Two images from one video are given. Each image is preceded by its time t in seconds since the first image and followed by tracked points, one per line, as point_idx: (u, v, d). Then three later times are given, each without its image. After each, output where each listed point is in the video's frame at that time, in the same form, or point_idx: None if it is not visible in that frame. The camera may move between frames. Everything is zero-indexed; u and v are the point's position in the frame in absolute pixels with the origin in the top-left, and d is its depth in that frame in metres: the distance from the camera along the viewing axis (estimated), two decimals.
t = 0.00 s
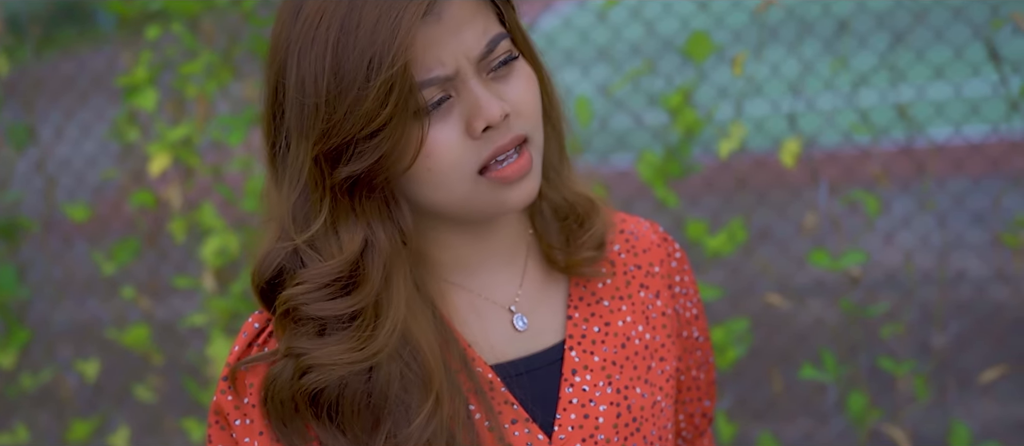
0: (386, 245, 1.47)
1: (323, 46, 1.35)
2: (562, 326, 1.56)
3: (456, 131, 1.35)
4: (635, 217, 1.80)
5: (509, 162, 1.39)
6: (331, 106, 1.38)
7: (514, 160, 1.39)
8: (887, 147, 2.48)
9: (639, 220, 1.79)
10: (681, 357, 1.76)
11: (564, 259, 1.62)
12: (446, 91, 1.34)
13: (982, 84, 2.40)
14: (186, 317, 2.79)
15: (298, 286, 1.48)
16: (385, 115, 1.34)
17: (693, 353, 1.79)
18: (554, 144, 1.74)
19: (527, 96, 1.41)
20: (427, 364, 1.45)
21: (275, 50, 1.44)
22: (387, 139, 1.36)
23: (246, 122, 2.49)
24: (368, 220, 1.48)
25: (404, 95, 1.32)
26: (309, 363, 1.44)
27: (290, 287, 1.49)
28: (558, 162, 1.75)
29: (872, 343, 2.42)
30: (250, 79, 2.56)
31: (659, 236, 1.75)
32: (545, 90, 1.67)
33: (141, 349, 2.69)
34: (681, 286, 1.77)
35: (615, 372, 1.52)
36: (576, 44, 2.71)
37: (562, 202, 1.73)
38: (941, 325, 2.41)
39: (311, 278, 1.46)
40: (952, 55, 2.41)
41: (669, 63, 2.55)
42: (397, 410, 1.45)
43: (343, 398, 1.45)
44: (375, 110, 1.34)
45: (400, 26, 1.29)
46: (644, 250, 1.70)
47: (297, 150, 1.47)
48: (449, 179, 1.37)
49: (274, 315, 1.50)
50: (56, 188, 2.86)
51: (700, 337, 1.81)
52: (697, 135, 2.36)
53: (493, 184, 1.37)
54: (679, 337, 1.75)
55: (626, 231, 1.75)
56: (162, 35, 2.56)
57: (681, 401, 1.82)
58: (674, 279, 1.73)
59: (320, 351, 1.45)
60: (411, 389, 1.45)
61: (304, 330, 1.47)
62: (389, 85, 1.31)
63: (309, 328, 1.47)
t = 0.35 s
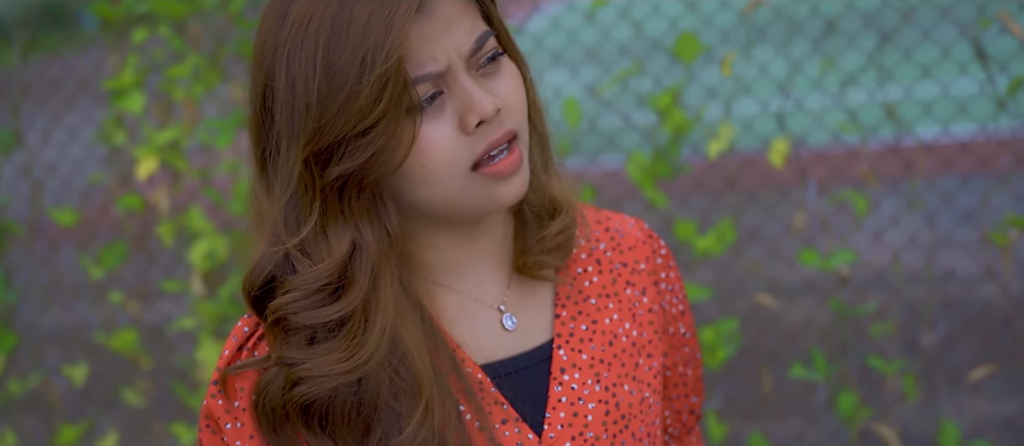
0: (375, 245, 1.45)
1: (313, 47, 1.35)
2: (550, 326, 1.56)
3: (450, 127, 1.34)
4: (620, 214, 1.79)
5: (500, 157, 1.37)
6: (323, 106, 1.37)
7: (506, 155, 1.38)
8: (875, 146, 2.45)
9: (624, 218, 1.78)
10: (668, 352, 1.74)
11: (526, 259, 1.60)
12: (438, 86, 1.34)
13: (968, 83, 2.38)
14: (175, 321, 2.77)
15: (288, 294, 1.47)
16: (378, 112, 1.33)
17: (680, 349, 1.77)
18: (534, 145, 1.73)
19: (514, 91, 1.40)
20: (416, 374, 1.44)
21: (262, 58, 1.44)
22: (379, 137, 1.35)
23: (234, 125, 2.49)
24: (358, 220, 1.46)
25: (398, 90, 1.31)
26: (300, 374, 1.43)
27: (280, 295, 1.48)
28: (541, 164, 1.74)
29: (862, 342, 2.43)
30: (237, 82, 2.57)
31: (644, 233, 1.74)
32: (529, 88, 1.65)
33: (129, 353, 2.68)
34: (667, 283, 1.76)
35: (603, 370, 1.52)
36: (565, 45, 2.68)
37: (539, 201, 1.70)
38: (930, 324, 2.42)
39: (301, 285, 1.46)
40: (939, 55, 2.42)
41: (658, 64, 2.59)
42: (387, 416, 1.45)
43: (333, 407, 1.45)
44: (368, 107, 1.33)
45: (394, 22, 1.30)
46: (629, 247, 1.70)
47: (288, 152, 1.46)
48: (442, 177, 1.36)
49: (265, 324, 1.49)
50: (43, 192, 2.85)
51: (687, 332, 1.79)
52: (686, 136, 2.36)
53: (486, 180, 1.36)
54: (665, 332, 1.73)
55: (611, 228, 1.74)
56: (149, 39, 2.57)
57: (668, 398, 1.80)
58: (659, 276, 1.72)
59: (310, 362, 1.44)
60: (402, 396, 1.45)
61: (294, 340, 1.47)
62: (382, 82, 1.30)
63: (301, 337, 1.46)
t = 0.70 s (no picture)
0: (356, 248, 1.46)
1: (294, 49, 1.32)
2: (532, 328, 1.55)
3: (428, 133, 1.34)
4: (600, 214, 1.78)
5: (479, 161, 1.38)
6: (302, 108, 1.35)
7: (484, 160, 1.38)
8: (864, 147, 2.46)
9: (604, 217, 1.77)
10: (650, 351, 1.74)
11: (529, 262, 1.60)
12: (418, 91, 1.33)
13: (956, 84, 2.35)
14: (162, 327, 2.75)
15: (270, 295, 1.46)
16: (357, 115, 1.31)
17: (662, 349, 1.77)
18: (517, 150, 1.70)
19: (495, 97, 1.39)
20: (398, 372, 1.44)
21: (246, 61, 1.43)
22: (359, 140, 1.34)
23: (221, 130, 2.47)
24: (339, 222, 1.46)
25: (378, 94, 1.30)
26: (285, 374, 1.43)
27: (262, 296, 1.48)
28: (522, 167, 1.71)
29: (851, 344, 2.42)
30: (223, 86, 2.56)
31: (625, 233, 1.73)
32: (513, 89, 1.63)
33: (116, 359, 2.66)
34: (648, 282, 1.75)
35: (586, 369, 1.52)
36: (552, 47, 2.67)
37: (525, 206, 1.71)
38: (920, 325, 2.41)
39: (283, 287, 1.45)
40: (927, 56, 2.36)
41: (648, 65, 2.61)
42: (370, 414, 1.45)
43: (318, 407, 1.45)
44: (348, 110, 1.31)
45: (373, 27, 1.28)
46: (610, 247, 1.70)
47: (269, 155, 1.44)
48: (421, 182, 1.37)
49: (248, 326, 1.48)
50: (27, 197, 2.83)
51: (668, 332, 1.79)
52: (675, 138, 2.36)
53: (464, 185, 1.37)
54: (647, 332, 1.72)
55: (591, 228, 1.73)
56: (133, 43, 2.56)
57: (650, 397, 1.80)
58: (641, 275, 1.72)
59: (294, 363, 1.43)
60: (383, 395, 1.45)
61: (278, 338, 1.46)
62: (362, 85, 1.29)
63: (284, 337, 1.46)
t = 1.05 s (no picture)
0: (345, 250, 1.44)
1: (286, 52, 1.33)
2: (518, 327, 1.56)
3: (420, 135, 1.34)
4: (587, 215, 1.77)
5: (468, 158, 1.37)
6: (294, 110, 1.35)
7: (473, 158, 1.37)
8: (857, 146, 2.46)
9: (591, 218, 1.76)
10: (637, 352, 1.72)
11: (502, 266, 1.59)
12: (410, 94, 1.33)
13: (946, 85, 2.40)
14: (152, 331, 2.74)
15: (259, 297, 1.46)
16: (350, 116, 1.31)
17: (648, 349, 1.76)
18: (503, 152, 1.69)
19: (484, 100, 1.40)
20: (384, 375, 1.42)
21: (235, 62, 1.42)
22: (352, 141, 1.34)
23: (211, 133, 2.48)
24: (328, 224, 1.45)
25: (370, 96, 1.30)
26: (270, 377, 1.43)
27: (251, 299, 1.47)
28: (507, 170, 1.70)
29: (842, 346, 2.43)
30: (213, 90, 2.56)
31: (611, 234, 1.72)
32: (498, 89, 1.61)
33: (105, 364, 2.65)
34: (634, 283, 1.74)
35: (571, 369, 1.51)
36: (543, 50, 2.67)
37: (509, 209, 1.66)
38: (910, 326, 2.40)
39: (271, 289, 1.44)
40: (917, 59, 2.37)
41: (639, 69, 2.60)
42: (356, 416, 1.44)
43: (302, 410, 1.45)
44: (340, 111, 1.32)
45: (366, 29, 1.28)
46: (596, 248, 1.68)
47: (259, 156, 1.44)
48: (410, 183, 1.36)
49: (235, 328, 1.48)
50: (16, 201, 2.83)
51: (655, 332, 1.78)
52: (666, 141, 2.35)
53: (454, 183, 1.36)
54: (633, 332, 1.71)
55: (577, 230, 1.72)
56: (123, 47, 2.56)
57: (637, 397, 1.78)
58: (626, 276, 1.71)
59: (280, 364, 1.43)
60: (369, 397, 1.44)
61: (265, 342, 1.45)
62: (355, 87, 1.29)
63: (271, 340, 1.45)
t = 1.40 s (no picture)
0: (335, 252, 1.44)
1: (278, 55, 1.33)
2: (508, 326, 1.55)
3: (410, 139, 1.33)
4: (577, 215, 1.75)
5: (458, 164, 1.36)
6: (286, 113, 1.35)
7: (462, 164, 1.37)
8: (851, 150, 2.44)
9: (580, 218, 1.74)
10: (627, 351, 1.71)
11: (497, 263, 1.58)
12: (403, 101, 1.33)
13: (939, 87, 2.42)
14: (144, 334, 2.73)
15: (249, 297, 1.45)
16: (341, 121, 1.31)
17: (639, 348, 1.75)
18: (491, 154, 1.65)
19: (473, 105, 1.39)
20: (374, 372, 1.42)
21: (227, 64, 1.42)
22: (342, 145, 1.33)
23: (204, 136, 2.47)
24: (318, 225, 1.45)
25: (362, 100, 1.30)
26: (260, 374, 1.42)
27: (241, 298, 1.46)
28: (497, 171, 1.66)
29: (836, 348, 2.42)
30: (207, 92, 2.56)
31: (601, 234, 1.71)
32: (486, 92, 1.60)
33: (97, 367, 2.63)
34: (623, 283, 1.73)
35: (561, 367, 1.51)
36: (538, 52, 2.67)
37: (501, 211, 1.65)
38: (903, 327, 2.40)
39: (261, 288, 1.44)
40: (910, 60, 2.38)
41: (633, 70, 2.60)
42: (346, 413, 1.43)
43: (292, 406, 1.44)
44: (332, 115, 1.31)
45: (359, 35, 1.28)
46: (585, 248, 1.67)
47: (251, 158, 1.44)
48: (399, 186, 1.35)
49: (226, 326, 1.47)
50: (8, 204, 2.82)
51: (645, 331, 1.77)
52: (660, 143, 2.34)
53: (442, 188, 1.35)
54: (623, 332, 1.70)
55: (567, 230, 1.71)
56: (115, 50, 2.56)
57: (628, 396, 1.76)
58: (616, 276, 1.70)
59: (270, 362, 1.42)
60: (359, 394, 1.43)
61: (255, 340, 1.45)
62: (347, 92, 1.29)
63: (261, 338, 1.45)
